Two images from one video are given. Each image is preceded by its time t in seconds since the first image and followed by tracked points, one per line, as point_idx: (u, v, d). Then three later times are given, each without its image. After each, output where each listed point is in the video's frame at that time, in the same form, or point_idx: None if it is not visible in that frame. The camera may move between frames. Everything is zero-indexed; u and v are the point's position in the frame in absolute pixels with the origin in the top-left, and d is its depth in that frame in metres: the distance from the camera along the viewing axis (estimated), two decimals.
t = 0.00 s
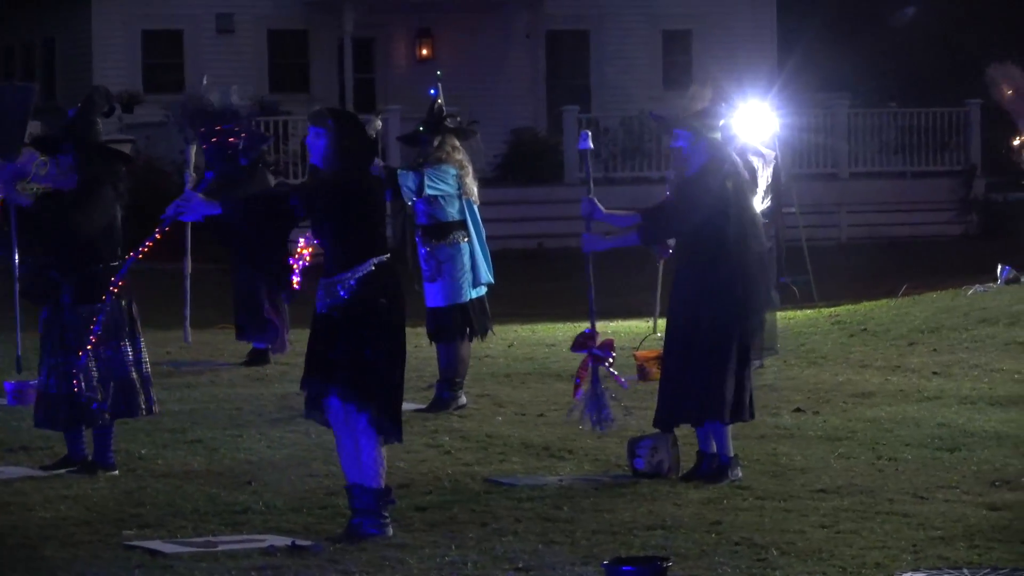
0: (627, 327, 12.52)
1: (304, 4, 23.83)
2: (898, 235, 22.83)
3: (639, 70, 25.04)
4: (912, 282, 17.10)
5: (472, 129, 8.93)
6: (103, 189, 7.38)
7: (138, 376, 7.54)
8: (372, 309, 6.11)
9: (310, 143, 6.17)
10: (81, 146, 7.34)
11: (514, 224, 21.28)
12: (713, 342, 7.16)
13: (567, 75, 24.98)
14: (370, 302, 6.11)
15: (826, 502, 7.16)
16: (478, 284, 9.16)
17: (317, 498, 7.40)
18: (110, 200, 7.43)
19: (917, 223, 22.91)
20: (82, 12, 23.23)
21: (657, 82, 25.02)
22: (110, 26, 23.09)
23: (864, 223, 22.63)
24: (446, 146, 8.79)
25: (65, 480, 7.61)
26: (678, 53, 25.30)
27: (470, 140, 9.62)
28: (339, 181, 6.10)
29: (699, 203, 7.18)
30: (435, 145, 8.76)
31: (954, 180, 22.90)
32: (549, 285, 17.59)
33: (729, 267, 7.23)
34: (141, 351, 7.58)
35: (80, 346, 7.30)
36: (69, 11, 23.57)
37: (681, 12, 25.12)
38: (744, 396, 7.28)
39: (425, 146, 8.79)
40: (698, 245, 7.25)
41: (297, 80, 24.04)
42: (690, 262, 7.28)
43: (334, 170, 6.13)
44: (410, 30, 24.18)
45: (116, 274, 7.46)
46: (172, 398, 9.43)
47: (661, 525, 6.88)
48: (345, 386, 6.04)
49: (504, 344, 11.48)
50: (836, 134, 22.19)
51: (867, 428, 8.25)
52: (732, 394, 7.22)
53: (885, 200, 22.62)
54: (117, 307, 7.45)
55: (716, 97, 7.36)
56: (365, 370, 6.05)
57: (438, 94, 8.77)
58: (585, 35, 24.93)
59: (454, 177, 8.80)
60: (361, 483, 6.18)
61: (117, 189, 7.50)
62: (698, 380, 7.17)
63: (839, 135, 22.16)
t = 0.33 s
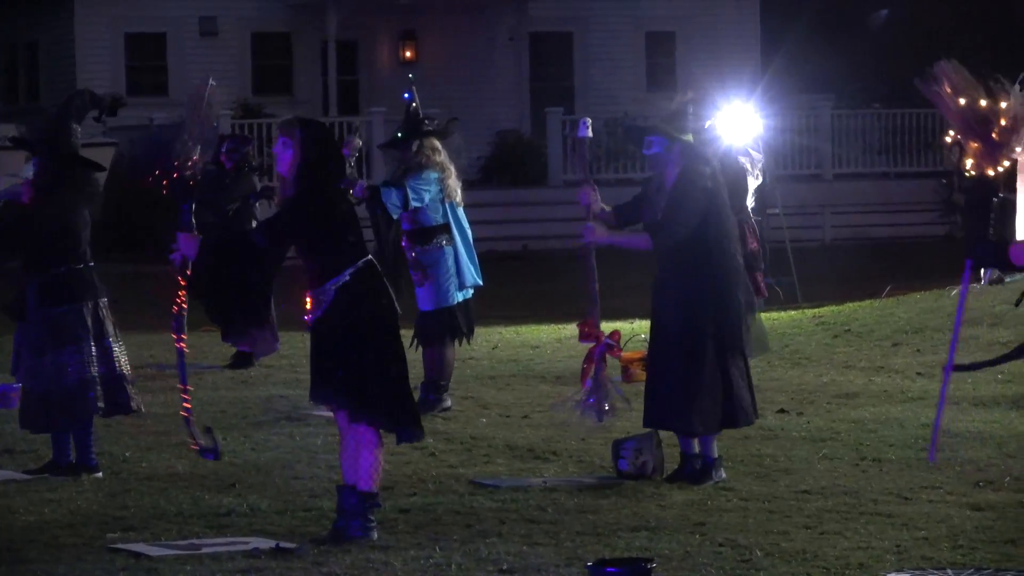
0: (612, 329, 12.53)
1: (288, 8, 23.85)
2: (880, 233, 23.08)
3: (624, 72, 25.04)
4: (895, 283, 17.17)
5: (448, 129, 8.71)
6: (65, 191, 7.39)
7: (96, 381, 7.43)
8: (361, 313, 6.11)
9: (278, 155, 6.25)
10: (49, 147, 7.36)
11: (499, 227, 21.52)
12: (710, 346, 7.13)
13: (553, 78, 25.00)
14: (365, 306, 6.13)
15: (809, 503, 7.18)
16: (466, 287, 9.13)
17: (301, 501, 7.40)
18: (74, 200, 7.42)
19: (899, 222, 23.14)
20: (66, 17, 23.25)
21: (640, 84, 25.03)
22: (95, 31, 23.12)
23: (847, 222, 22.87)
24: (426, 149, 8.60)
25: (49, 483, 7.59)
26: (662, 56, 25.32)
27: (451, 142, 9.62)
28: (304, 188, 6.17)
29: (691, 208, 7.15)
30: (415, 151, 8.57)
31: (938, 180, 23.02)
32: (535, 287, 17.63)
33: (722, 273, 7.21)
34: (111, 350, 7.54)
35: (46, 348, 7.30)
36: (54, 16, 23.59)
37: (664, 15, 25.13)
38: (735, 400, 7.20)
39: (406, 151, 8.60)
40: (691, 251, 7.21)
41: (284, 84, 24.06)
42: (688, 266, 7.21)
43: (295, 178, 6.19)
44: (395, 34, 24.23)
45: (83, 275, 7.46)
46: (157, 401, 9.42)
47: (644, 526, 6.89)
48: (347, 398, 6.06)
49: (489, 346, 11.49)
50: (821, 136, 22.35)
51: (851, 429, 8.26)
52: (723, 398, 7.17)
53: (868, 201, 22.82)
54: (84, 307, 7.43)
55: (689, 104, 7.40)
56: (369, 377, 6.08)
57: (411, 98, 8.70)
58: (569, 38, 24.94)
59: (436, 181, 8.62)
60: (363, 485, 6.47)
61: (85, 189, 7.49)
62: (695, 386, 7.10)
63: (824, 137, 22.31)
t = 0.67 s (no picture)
0: (595, 328, 12.72)
1: (274, 14, 24.02)
2: (857, 235, 23.43)
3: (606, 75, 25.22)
4: (873, 282, 17.44)
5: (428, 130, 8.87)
6: (54, 195, 7.58)
7: (77, 381, 7.54)
8: (356, 312, 6.33)
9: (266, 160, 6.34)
10: (36, 154, 7.56)
11: (482, 229, 21.71)
12: (695, 346, 7.37)
13: (538, 80, 25.20)
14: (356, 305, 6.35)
15: (788, 497, 7.38)
16: (446, 290, 9.33)
17: (292, 497, 7.58)
18: (63, 205, 7.60)
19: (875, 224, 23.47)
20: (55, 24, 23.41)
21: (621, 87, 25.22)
22: (84, 39, 23.29)
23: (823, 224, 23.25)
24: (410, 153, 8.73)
25: (44, 482, 7.75)
26: (644, 60, 25.52)
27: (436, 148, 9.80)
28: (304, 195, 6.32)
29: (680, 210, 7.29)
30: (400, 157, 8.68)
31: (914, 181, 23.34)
32: (519, 288, 17.86)
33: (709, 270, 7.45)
34: (92, 351, 7.62)
35: (32, 349, 7.47)
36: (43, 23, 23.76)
37: (645, 19, 25.33)
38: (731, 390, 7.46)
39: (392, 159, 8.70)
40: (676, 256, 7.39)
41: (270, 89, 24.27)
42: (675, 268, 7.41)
43: (294, 186, 6.32)
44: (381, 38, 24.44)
45: (74, 277, 7.60)
46: (149, 401, 9.59)
47: (627, 521, 7.08)
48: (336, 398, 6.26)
49: (473, 345, 11.68)
50: (795, 138, 22.85)
51: (827, 425, 8.46)
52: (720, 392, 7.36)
53: (844, 204, 23.17)
54: (74, 308, 7.55)
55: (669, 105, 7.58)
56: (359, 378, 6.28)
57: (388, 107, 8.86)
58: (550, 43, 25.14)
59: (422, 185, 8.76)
60: (347, 481, 6.71)
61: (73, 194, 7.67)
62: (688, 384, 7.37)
63: (799, 139, 22.82)
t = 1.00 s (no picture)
0: (577, 329, 12.74)
1: (257, 15, 24.01)
2: (839, 236, 23.36)
3: (589, 76, 25.27)
4: (853, 281, 17.53)
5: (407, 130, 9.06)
6: (47, 196, 7.48)
7: (86, 383, 7.76)
8: (337, 316, 6.38)
9: (262, 167, 6.33)
10: (21, 154, 7.49)
11: (467, 229, 21.73)
12: (682, 344, 7.31)
13: (521, 81, 25.22)
14: (333, 309, 6.38)
15: (770, 497, 7.39)
16: (423, 293, 9.25)
17: (274, 499, 7.57)
18: (56, 206, 7.53)
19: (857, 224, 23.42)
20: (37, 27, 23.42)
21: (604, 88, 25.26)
22: (67, 42, 23.34)
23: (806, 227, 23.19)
24: (390, 156, 8.95)
25: (27, 484, 7.74)
26: (626, 60, 25.56)
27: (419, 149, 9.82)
28: (305, 200, 6.33)
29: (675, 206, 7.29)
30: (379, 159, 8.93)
31: (897, 182, 23.44)
32: (502, 287, 17.90)
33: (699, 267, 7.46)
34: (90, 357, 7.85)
35: (28, 351, 7.52)
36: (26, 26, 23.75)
37: (628, 19, 25.37)
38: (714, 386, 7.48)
39: (373, 162, 8.94)
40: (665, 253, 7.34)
41: (253, 91, 24.29)
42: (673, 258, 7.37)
43: (299, 190, 6.34)
44: (363, 40, 24.46)
45: (62, 281, 7.60)
46: (132, 402, 9.58)
47: (610, 521, 7.09)
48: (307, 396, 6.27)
49: (457, 346, 11.68)
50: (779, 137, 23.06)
51: (810, 425, 8.48)
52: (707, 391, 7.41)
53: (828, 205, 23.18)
54: (66, 311, 7.62)
55: (650, 100, 7.63)
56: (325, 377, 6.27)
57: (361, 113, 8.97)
58: (533, 44, 25.17)
59: (404, 185, 8.98)
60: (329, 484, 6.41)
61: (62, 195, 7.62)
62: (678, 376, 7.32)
63: (782, 138, 23.03)
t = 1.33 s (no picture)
0: (555, 330, 12.75)
1: (236, 17, 24.00)
2: (817, 237, 23.60)
3: (569, 77, 25.29)
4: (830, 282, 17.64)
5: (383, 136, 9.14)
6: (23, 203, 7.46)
7: (71, 385, 7.75)
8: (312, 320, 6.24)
9: (228, 179, 6.22)
10: None
11: (447, 231, 21.79)
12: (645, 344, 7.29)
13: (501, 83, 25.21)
14: (314, 320, 6.25)
15: (748, 497, 7.40)
16: (400, 298, 9.24)
17: (252, 500, 7.57)
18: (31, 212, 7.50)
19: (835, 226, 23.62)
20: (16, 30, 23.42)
21: (583, 89, 25.27)
22: (45, 44, 23.33)
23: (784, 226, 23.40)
24: (369, 161, 9.01)
25: (3, 487, 7.73)
26: (605, 62, 25.57)
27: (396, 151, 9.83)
28: (274, 212, 6.23)
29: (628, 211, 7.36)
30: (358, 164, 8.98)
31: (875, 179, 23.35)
32: (482, 288, 17.96)
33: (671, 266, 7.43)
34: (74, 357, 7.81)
35: (19, 356, 7.47)
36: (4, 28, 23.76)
37: (607, 21, 25.38)
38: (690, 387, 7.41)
39: (351, 167, 8.99)
40: (628, 255, 7.36)
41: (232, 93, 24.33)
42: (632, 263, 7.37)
43: (266, 202, 6.23)
44: (343, 42, 24.47)
45: (42, 284, 7.60)
46: (112, 404, 9.57)
47: (587, 522, 7.09)
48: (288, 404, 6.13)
49: (436, 347, 11.69)
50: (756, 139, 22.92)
51: (787, 425, 8.50)
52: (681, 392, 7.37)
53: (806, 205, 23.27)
54: (45, 315, 7.60)
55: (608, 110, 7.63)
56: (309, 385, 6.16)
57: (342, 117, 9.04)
58: (512, 46, 25.18)
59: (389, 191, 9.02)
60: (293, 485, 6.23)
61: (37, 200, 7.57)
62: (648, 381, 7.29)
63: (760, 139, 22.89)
